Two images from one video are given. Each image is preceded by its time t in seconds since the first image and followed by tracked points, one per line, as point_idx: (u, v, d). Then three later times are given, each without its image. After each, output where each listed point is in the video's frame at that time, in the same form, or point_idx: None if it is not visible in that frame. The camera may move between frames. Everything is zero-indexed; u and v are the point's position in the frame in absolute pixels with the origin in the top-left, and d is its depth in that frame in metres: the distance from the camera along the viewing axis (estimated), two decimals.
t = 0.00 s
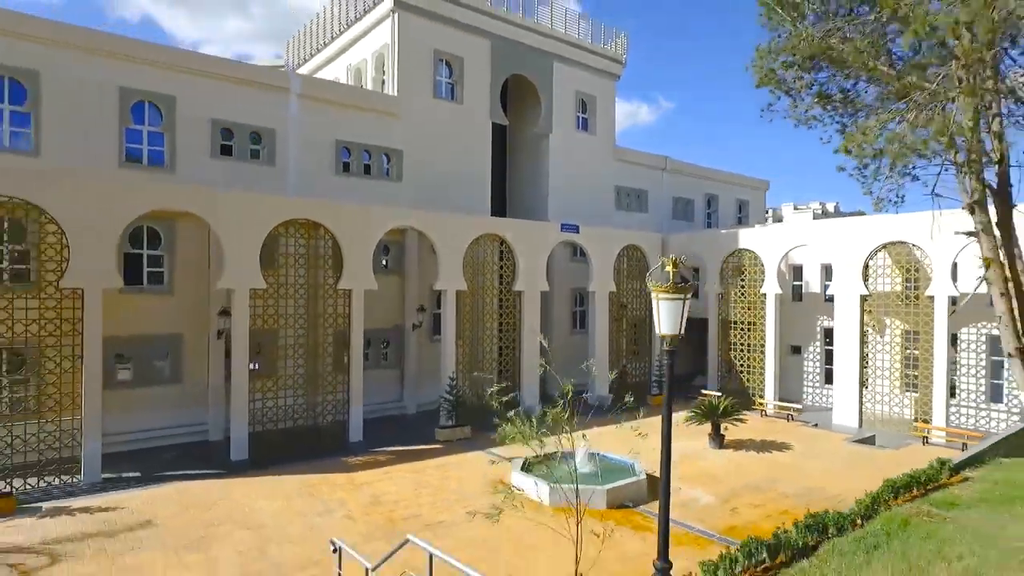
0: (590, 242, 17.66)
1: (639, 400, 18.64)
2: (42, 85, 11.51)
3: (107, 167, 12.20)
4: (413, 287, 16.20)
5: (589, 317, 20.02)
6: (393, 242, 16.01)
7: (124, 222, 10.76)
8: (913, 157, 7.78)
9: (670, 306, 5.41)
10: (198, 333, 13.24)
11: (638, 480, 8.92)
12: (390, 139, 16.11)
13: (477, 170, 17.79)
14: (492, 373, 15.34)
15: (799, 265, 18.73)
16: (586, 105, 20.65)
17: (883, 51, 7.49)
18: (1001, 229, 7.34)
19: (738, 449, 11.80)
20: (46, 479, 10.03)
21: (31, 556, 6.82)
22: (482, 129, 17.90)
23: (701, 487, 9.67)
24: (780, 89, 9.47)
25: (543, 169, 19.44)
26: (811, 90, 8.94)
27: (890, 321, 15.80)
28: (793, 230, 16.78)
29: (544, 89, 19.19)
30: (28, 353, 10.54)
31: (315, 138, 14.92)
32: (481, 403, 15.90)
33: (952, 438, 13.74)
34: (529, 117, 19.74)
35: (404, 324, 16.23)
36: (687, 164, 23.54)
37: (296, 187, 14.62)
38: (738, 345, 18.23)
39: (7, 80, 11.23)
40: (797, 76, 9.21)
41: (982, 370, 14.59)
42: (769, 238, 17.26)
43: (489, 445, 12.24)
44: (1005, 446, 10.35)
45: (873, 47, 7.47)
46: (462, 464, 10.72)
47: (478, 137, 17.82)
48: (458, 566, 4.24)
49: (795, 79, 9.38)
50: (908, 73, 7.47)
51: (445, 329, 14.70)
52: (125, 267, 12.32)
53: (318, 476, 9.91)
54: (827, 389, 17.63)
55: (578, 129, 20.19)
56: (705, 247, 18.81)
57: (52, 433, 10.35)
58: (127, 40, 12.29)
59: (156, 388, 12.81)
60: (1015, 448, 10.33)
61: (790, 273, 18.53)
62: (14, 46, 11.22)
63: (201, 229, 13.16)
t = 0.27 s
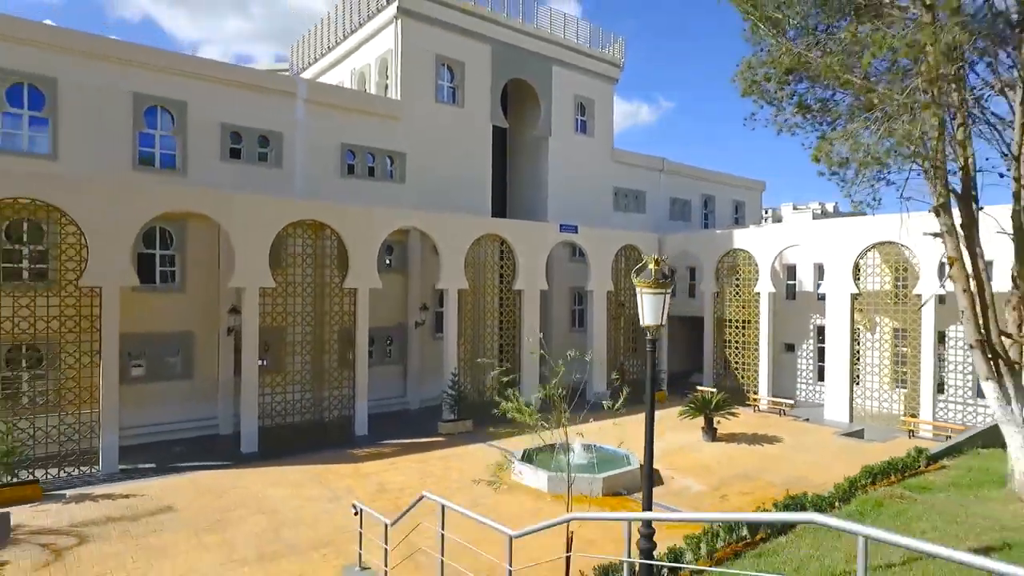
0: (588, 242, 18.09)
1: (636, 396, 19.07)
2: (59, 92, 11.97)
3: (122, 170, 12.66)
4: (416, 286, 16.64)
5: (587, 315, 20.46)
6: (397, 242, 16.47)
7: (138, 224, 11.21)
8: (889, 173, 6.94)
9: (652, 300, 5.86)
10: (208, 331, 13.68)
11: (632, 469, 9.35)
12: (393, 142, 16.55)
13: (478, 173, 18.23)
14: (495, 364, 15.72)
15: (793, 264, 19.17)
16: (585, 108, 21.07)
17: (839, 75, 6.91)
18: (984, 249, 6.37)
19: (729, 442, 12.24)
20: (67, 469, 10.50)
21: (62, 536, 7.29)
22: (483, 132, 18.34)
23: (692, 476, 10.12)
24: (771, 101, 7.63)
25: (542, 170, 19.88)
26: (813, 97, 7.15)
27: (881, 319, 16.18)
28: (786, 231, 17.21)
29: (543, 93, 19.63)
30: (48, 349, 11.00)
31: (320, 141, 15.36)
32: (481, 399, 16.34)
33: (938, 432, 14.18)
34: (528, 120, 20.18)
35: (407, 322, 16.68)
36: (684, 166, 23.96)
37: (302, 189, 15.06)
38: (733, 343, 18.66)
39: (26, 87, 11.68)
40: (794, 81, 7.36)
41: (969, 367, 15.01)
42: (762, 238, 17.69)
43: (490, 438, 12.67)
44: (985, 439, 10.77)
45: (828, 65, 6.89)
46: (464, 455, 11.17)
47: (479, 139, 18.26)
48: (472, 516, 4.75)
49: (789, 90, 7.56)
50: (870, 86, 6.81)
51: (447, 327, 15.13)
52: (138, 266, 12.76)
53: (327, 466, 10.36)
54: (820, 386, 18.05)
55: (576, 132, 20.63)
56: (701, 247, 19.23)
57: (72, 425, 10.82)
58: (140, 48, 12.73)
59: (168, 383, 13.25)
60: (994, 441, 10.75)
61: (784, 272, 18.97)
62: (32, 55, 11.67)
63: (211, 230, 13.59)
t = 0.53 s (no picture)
0: (586, 241, 18.45)
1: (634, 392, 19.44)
2: (73, 97, 12.35)
3: (133, 172, 13.04)
4: (418, 285, 17.02)
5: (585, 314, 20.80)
6: (400, 242, 16.87)
7: (150, 225, 11.59)
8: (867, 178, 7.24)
9: (638, 297, 6.24)
10: (216, 328, 14.05)
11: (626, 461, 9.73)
12: (396, 144, 16.93)
13: (478, 173, 18.60)
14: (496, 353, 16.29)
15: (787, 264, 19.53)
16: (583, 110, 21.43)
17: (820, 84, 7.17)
18: (956, 253, 6.57)
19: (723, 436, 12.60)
20: (82, 462, 10.88)
21: (83, 522, 7.66)
22: (484, 134, 18.70)
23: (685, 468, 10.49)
24: (756, 110, 7.92)
25: (541, 172, 20.25)
26: (796, 105, 7.45)
27: (873, 318, 16.53)
28: (780, 231, 17.57)
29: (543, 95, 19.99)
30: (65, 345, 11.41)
31: (324, 143, 15.73)
32: (482, 394, 16.71)
33: (927, 427, 14.55)
34: (527, 122, 20.54)
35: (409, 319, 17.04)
36: (681, 167, 24.31)
37: (307, 191, 15.44)
38: (729, 341, 19.04)
39: (41, 92, 12.06)
40: (778, 91, 7.65)
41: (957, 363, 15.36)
42: (757, 239, 18.06)
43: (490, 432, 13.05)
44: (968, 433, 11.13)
45: (809, 76, 7.14)
46: (465, 448, 11.54)
47: (480, 141, 18.62)
48: (479, 487, 5.15)
49: (772, 99, 7.84)
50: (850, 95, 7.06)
51: (449, 325, 15.48)
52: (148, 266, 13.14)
53: (333, 457, 10.74)
54: (814, 382, 18.41)
55: (575, 134, 20.99)
56: (698, 246, 19.57)
57: (86, 419, 11.21)
58: (150, 53, 13.10)
59: (177, 380, 13.63)
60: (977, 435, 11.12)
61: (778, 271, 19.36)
62: (47, 61, 12.05)
63: (219, 231, 13.96)
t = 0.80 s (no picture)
0: (583, 241, 18.87)
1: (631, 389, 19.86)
2: (86, 102, 12.79)
3: (144, 175, 13.47)
4: (419, 284, 17.45)
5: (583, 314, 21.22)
6: (402, 242, 17.31)
7: (162, 226, 12.03)
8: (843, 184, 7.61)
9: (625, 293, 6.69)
10: (224, 326, 14.47)
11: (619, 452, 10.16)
12: (398, 147, 17.36)
13: (478, 175, 19.02)
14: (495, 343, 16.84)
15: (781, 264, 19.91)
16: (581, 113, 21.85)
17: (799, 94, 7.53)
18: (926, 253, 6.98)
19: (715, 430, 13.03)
20: (97, 454, 11.33)
21: (104, 507, 8.10)
22: (484, 137, 19.12)
23: (677, 459, 10.90)
24: (741, 117, 8.35)
25: (540, 173, 20.68)
26: (778, 113, 7.87)
27: (863, 316, 16.92)
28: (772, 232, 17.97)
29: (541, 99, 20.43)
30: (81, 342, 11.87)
31: (328, 146, 16.16)
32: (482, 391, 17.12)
33: (914, 422, 14.95)
34: (526, 125, 20.96)
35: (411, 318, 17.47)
36: (677, 169, 24.73)
37: (312, 192, 15.86)
38: (724, 340, 19.46)
39: (56, 97, 12.51)
40: (761, 99, 8.07)
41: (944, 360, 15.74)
42: (751, 239, 18.46)
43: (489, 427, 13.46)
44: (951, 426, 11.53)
45: (787, 86, 7.54)
46: (465, 441, 11.96)
47: (479, 144, 19.05)
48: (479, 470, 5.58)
49: (756, 107, 8.27)
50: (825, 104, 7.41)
51: (450, 323, 15.89)
52: (159, 266, 13.57)
53: (338, 449, 11.16)
54: (806, 380, 18.82)
55: (573, 136, 21.41)
56: (693, 246, 19.97)
57: (101, 413, 11.66)
58: (160, 59, 13.54)
59: (187, 375, 14.06)
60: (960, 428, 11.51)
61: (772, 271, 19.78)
62: (62, 67, 12.49)
63: (227, 231, 14.39)
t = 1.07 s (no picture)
0: (580, 241, 19.28)
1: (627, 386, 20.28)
2: (98, 107, 13.22)
3: (153, 177, 13.91)
4: (420, 283, 17.88)
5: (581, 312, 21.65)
6: (403, 242, 17.74)
7: (172, 226, 12.46)
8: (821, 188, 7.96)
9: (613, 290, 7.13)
10: (230, 324, 14.90)
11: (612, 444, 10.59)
12: (399, 149, 17.78)
13: (478, 176, 19.44)
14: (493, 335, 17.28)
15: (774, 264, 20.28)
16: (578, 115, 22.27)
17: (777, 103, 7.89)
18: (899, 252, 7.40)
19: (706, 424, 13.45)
20: (110, 446, 11.77)
21: (121, 494, 8.53)
22: (483, 139, 19.54)
23: (668, 452, 11.32)
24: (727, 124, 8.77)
25: (538, 175, 21.10)
26: (761, 120, 8.29)
27: (853, 315, 17.30)
28: (764, 232, 18.37)
29: (539, 102, 20.85)
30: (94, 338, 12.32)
31: (332, 149, 16.59)
32: (481, 388, 17.54)
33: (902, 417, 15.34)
34: (525, 127, 21.38)
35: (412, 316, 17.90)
36: (674, 170, 25.14)
37: (315, 194, 16.28)
38: (718, 338, 19.87)
39: (69, 102, 12.95)
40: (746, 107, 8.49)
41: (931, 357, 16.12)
42: (744, 239, 18.86)
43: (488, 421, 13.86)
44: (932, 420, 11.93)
45: (769, 94, 7.96)
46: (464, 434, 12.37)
47: (479, 146, 19.46)
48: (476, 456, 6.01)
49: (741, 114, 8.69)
50: (802, 113, 7.75)
51: (450, 321, 16.31)
52: (168, 265, 14.00)
53: (341, 442, 11.57)
54: (799, 377, 19.22)
55: (570, 138, 21.82)
56: (687, 246, 20.37)
57: (114, 407, 12.10)
58: (169, 65, 13.96)
59: (195, 372, 14.49)
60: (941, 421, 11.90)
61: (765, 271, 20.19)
62: (75, 74, 12.92)
63: (233, 232, 14.81)
